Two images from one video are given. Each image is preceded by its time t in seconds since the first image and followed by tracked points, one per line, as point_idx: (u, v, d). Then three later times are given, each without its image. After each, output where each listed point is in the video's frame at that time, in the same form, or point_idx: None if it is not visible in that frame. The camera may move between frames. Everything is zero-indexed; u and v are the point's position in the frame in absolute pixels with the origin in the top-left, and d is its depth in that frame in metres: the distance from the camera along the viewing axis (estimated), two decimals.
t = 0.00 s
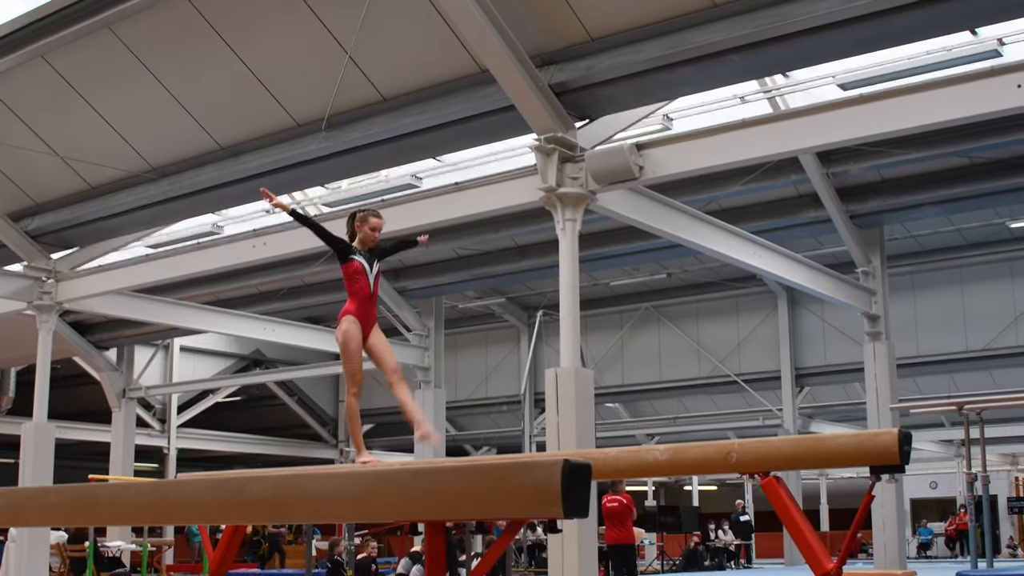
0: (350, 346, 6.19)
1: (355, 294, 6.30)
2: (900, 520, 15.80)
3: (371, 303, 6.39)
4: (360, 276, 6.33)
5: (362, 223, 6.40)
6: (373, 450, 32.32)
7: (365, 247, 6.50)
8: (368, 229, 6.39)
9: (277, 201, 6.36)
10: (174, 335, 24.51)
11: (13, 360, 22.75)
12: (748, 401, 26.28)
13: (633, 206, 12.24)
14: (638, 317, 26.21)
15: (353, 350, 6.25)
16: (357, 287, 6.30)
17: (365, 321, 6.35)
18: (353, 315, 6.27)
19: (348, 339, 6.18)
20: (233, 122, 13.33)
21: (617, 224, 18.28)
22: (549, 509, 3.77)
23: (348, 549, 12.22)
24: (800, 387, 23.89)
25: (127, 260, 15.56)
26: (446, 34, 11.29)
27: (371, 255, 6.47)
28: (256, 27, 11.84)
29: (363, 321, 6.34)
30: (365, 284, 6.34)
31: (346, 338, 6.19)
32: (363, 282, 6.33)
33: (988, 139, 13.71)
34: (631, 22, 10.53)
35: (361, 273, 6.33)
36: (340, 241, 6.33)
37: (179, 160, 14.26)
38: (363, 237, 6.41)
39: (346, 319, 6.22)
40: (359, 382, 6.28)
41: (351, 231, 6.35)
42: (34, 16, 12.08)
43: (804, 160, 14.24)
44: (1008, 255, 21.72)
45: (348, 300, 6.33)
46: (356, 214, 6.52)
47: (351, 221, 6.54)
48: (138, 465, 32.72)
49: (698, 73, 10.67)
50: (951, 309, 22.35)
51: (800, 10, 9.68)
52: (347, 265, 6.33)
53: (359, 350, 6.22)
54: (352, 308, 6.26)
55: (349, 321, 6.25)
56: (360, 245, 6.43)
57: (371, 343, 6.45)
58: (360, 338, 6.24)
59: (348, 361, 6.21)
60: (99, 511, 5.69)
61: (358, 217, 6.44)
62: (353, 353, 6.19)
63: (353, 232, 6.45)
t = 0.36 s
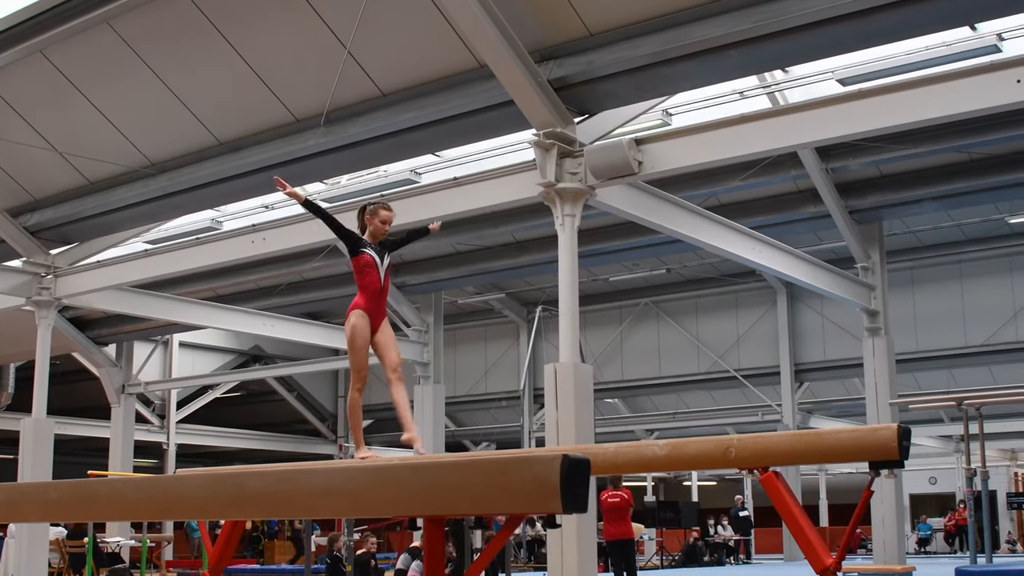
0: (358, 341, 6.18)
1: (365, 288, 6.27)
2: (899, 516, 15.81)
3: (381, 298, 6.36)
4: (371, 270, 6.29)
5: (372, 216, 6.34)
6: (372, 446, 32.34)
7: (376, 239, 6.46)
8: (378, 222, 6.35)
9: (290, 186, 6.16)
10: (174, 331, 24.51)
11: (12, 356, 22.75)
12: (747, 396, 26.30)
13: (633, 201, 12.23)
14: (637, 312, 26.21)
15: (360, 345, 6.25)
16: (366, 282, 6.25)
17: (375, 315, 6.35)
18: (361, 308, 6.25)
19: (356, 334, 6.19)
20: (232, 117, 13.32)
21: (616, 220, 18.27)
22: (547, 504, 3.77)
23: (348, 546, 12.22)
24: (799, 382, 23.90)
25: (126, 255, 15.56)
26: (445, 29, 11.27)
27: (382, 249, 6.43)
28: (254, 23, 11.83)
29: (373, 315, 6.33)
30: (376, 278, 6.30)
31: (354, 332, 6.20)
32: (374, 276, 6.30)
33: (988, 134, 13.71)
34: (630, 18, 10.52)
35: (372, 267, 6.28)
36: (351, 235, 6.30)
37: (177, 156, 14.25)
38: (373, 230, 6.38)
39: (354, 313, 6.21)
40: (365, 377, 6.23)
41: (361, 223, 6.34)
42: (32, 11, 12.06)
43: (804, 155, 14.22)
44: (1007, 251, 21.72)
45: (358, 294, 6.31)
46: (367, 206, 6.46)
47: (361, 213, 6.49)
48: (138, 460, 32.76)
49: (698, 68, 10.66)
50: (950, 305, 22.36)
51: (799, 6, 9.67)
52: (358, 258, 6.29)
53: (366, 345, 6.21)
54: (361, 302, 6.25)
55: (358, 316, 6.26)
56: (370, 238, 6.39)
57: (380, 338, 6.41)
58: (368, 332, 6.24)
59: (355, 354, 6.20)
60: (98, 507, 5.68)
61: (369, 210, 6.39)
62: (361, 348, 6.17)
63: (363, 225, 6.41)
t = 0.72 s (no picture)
0: (372, 340, 6.24)
1: (380, 285, 6.31)
2: (899, 516, 15.80)
3: (395, 297, 6.39)
4: (386, 267, 6.32)
5: (386, 213, 6.37)
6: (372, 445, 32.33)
7: (391, 236, 6.47)
8: (392, 219, 6.35)
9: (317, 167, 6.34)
10: (174, 330, 24.52)
11: (12, 355, 22.75)
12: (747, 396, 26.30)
13: (633, 201, 12.24)
14: (637, 312, 26.21)
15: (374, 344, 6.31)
16: (381, 281, 6.30)
17: (389, 313, 6.38)
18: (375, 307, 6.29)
19: (370, 333, 6.24)
20: (233, 116, 13.31)
21: (616, 219, 18.26)
22: (547, 504, 3.77)
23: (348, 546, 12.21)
24: (799, 382, 23.89)
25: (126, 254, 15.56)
26: (445, 28, 11.27)
27: (397, 246, 6.45)
28: (255, 21, 11.82)
29: (387, 313, 6.37)
30: (390, 275, 6.34)
31: (368, 331, 6.24)
32: (389, 273, 6.32)
33: (988, 134, 13.71)
34: (631, 17, 10.51)
35: (387, 264, 6.32)
36: (367, 232, 6.34)
37: (177, 155, 14.25)
38: (387, 227, 6.38)
39: (369, 312, 6.26)
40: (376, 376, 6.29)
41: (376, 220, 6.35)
42: (32, 10, 12.05)
43: (804, 154, 14.21)
44: (1007, 250, 21.71)
45: (373, 292, 6.34)
46: (380, 204, 6.47)
47: (374, 210, 6.53)
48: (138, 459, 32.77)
49: (698, 68, 10.65)
50: (950, 304, 22.35)
51: (800, 5, 9.66)
52: (372, 255, 6.32)
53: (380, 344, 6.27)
54: (375, 301, 6.29)
55: (373, 315, 6.30)
56: (385, 235, 6.42)
57: (394, 337, 6.46)
58: (382, 332, 6.29)
59: (368, 355, 6.24)
60: (98, 506, 5.68)
61: (382, 208, 6.40)
62: (374, 347, 6.23)
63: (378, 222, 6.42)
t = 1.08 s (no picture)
0: (388, 341, 6.25)
1: (395, 284, 6.31)
2: (900, 521, 15.78)
3: (410, 295, 6.40)
4: (399, 264, 6.33)
5: (396, 212, 6.40)
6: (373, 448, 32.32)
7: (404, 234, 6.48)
8: (403, 216, 6.38)
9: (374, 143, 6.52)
10: (174, 333, 24.52)
11: (13, 357, 22.74)
12: (748, 400, 26.30)
13: (635, 204, 12.25)
14: (637, 315, 26.23)
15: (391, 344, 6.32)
16: (396, 279, 6.31)
17: (404, 312, 6.38)
18: (390, 306, 6.30)
19: (386, 334, 6.26)
20: (234, 118, 13.31)
21: (617, 222, 18.26)
22: (548, 507, 3.76)
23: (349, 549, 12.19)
24: (800, 386, 23.87)
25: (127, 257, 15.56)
26: (447, 31, 11.27)
27: (410, 243, 6.46)
28: (257, 24, 11.83)
29: (402, 312, 6.37)
30: (404, 272, 6.35)
31: (385, 331, 6.25)
32: (403, 270, 6.33)
33: (989, 138, 13.72)
34: (633, 20, 10.52)
35: (401, 261, 6.33)
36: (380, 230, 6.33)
37: (179, 157, 14.25)
38: (398, 225, 6.40)
39: (384, 312, 6.27)
40: (393, 377, 6.29)
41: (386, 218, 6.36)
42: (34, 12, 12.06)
43: (805, 158, 14.21)
44: (1008, 254, 21.71)
45: (388, 291, 6.35)
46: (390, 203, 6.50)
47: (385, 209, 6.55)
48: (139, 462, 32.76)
49: (700, 72, 10.65)
50: (950, 308, 22.34)
51: (802, 9, 9.67)
52: (385, 253, 6.33)
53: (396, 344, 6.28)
54: (391, 300, 6.30)
55: (387, 314, 6.30)
56: (397, 233, 6.43)
57: (409, 336, 6.47)
58: (397, 332, 6.30)
59: (385, 355, 6.25)
60: (98, 508, 5.67)
61: (392, 206, 6.41)
62: (390, 348, 6.25)
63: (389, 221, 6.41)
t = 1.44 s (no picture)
0: (386, 344, 6.26)
1: (394, 286, 6.31)
2: (899, 523, 15.78)
3: (409, 299, 6.41)
4: (400, 266, 6.32)
5: (397, 214, 6.39)
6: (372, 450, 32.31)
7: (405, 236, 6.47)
8: (403, 219, 6.37)
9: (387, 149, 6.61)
10: (174, 335, 24.53)
11: (12, 359, 22.74)
12: (747, 402, 26.30)
13: (635, 207, 12.25)
14: (637, 318, 26.24)
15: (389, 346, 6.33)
16: (395, 282, 6.32)
17: (403, 315, 6.39)
18: (389, 309, 6.31)
19: (385, 336, 6.27)
20: (234, 120, 13.32)
21: (617, 225, 18.27)
22: (548, 509, 3.76)
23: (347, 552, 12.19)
24: (799, 389, 23.87)
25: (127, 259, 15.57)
26: (447, 34, 11.29)
27: (410, 245, 6.45)
28: (257, 27, 11.84)
29: (401, 315, 6.38)
30: (405, 274, 6.34)
31: (383, 334, 6.26)
32: (403, 272, 6.33)
33: (989, 141, 13.72)
34: (633, 23, 10.53)
35: (401, 262, 6.33)
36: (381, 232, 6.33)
37: (179, 159, 14.26)
38: (399, 227, 6.39)
39: (383, 315, 6.27)
40: (391, 379, 6.31)
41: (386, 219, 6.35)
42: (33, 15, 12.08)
43: (805, 161, 14.22)
44: (1008, 258, 21.73)
45: (387, 293, 6.35)
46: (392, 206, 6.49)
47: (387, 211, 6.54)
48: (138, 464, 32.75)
49: (700, 75, 10.66)
50: (950, 311, 22.35)
51: (802, 12, 9.68)
52: (386, 255, 6.33)
53: (393, 346, 6.30)
54: (390, 303, 6.31)
55: (387, 317, 6.31)
56: (398, 235, 6.42)
57: (408, 339, 6.48)
58: (396, 334, 6.31)
59: (382, 359, 6.27)
60: (98, 510, 5.67)
61: (393, 209, 6.41)
62: (389, 351, 6.26)
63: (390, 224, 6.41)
